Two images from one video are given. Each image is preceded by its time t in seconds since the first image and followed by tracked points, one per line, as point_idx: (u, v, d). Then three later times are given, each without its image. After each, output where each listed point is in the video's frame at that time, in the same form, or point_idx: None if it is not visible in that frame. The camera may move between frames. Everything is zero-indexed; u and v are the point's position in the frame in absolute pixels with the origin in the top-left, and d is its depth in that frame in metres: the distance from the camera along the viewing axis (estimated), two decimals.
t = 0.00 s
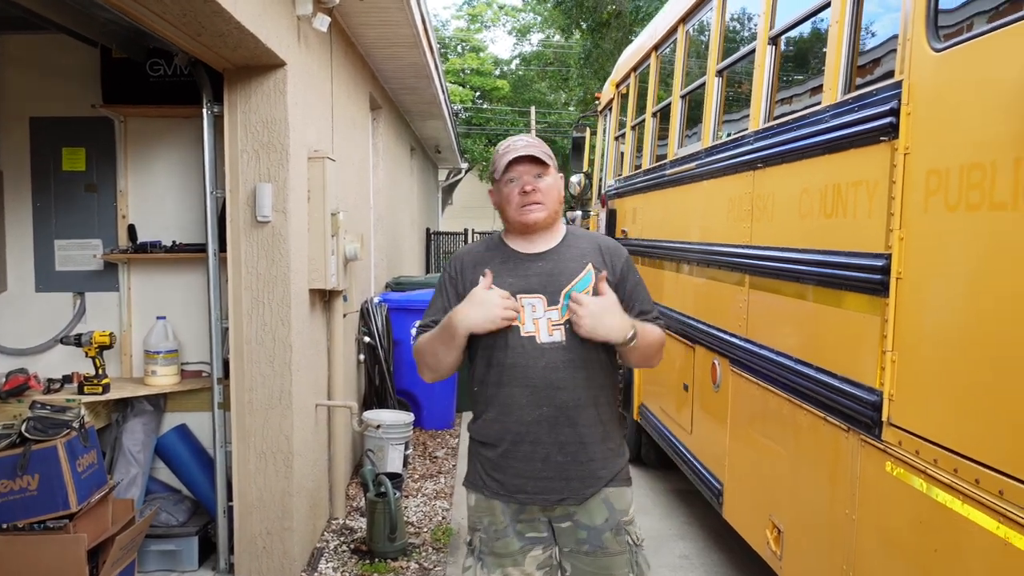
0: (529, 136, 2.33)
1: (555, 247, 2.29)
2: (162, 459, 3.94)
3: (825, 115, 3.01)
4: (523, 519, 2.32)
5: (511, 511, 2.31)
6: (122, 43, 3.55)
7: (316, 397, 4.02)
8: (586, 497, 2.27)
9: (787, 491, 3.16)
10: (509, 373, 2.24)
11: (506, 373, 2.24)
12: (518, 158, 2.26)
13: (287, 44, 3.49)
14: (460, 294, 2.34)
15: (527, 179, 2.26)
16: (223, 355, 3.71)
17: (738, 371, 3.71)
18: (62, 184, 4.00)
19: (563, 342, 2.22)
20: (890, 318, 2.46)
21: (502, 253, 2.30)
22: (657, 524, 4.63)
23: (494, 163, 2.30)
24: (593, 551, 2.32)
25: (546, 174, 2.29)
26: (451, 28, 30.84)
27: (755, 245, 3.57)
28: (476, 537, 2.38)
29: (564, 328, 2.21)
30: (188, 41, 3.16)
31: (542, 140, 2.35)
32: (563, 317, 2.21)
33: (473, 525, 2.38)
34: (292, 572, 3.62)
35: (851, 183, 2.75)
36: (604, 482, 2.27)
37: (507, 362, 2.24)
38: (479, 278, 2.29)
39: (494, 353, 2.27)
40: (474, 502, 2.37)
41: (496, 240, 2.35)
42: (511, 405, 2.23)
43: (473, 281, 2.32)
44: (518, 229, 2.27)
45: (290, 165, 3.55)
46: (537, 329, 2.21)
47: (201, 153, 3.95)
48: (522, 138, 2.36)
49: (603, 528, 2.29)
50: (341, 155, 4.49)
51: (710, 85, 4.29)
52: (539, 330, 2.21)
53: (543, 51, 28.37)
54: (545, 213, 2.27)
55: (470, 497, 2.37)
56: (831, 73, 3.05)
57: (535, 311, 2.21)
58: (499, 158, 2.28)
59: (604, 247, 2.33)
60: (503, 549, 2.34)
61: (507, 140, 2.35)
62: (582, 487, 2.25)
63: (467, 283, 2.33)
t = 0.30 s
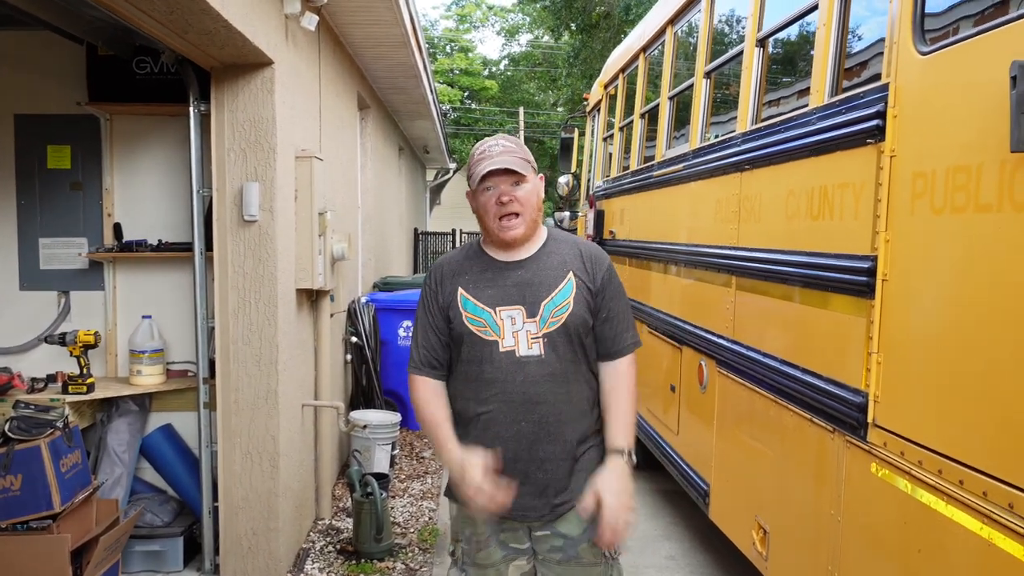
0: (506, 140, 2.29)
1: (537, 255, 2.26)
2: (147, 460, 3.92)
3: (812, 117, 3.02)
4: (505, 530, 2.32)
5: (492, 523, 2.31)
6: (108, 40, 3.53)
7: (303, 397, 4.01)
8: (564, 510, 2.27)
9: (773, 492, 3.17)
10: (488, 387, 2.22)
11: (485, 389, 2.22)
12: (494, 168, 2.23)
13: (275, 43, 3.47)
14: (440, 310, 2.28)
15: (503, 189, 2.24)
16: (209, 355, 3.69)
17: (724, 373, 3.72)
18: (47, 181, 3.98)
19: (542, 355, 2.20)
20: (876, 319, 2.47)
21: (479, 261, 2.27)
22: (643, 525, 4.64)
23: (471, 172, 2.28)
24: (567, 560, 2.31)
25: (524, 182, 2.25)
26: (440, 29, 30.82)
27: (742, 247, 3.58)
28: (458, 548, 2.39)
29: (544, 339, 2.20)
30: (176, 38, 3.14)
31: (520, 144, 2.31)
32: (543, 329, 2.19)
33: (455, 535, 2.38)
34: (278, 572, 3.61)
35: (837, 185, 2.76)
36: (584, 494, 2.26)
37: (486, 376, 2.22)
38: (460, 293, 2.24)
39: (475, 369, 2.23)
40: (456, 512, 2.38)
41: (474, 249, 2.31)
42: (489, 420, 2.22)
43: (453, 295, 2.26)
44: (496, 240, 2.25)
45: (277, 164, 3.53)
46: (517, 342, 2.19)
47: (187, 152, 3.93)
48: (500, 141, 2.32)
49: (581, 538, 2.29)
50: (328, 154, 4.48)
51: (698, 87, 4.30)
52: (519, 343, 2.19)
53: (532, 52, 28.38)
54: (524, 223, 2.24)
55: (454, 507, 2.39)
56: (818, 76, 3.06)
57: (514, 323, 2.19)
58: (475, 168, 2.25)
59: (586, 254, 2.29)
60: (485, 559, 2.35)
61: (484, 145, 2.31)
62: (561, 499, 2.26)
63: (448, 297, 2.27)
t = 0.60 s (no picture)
0: (522, 140, 2.11)
1: (546, 266, 2.09)
2: (134, 460, 3.90)
3: (801, 121, 3.02)
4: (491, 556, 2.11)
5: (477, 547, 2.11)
6: (97, 38, 3.51)
7: (290, 397, 3.99)
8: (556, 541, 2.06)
9: (761, 496, 3.17)
10: (477, 403, 2.04)
11: (477, 404, 2.04)
12: (506, 167, 2.06)
13: (265, 43, 3.47)
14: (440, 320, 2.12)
15: (515, 190, 2.06)
16: (197, 354, 3.68)
17: (713, 375, 3.73)
18: (35, 180, 3.96)
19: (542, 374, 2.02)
20: (864, 323, 2.47)
21: (486, 267, 2.11)
22: (633, 529, 4.63)
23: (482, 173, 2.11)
24: None
25: (538, 185, 2.07)
26: (431, 30, 30.88)
27: (730, 250, 3.58)
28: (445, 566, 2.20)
29: (546, 360, 2.02)
30: (166, 37, 3.13)
31: (537, 145, 2.13)
32: (546, 348, 2.02)
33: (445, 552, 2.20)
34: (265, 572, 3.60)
35: (827, 189, 2.76)
36: (578, 525, 2.06)
37: (480, 392, 2.04)
38: (463, 303, 2.08)
39: (466, 380, 2.07)
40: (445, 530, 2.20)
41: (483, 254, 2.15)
42: (476, 440, 2.05)
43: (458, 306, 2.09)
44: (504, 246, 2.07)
45: (267, 164, 3.52)
46: (516, 360, 2.02)
47: (176, 152, 3.92)
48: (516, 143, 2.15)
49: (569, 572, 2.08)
50: (318, 155, 4.47)
51: (688, 90, 4.30)
52: (518, 360, 2.02)
53: (524, 54, 28.46)
54: (535, 228, 2.06)
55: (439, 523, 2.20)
56: (808, 80, 3.06)
57: (516, 338, 2.02)
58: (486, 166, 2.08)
59: (598, 268, 2.12)
60: None
61: (497, 145, 2.14)
62: (554, 528, 2.05)
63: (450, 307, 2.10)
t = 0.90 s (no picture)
0: (561, 142, 2.06)
1: (572, 274, 2.05)
2: (128, 465, 3.89)
3: (792, 125, 3.04)
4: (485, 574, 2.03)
5: (474, 562, 2.03)
6: (89, 43, 3.50)
7: (284, 402, 3.99)
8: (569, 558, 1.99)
9: (754, 498, 3.18)
10: (495, 414, 1.99)
11: (495, 415, 1.99)
12: (543, 170, 2.00)
13: (257, 47, 3.47)
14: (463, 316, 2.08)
15: (549, 195, 2.01)
16: (190, 359, 3.67)
17: (705, 377, 3.76)
18: (26, 185, 3.96)
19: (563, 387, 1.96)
20: (855, 325, 2.49)
21: (512, 268, 2.08)
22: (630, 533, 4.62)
23: (517, 171, 2.05)
24: None
25: (574, 192, 2.03)
26: (422, 32, 30.88)
27: (723, 253, 3.59)
28: None
29: (568, 371, 1.96)
30: (159, 42, 3.12)
31: (575, 150, 2.07)
32: (569, 359, 1.96)
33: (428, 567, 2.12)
34: None
35: (817, 193, 2.78)
36: (593, 542, 1.99)
37: (501, 404, 1.98)
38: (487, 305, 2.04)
39: (487, 390, 2.02)
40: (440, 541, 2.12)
41: (509, 256, 2.11)
42: (493, 452, 1.99)
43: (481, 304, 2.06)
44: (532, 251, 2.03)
45: (259, 169, 3.52)
46: (537, 370, 1.97)
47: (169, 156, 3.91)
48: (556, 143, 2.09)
49: None
50: (311, 159, 4.47)
51: (680, 93, 4.32)
52: (539, 370, 1.97)
53: (515, 56, 28.50)
54: (564, 236, 2.02)
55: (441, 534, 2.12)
56: (798, 83, 3.08)
57: (538, 347, 1.97)
58: (523, 166, 2.03)
59: (626, 278, 2.06)
60: None
61: (534, 144, 2.08)
62: (570, 545, 1.99)
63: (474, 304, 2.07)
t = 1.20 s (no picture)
0: (568, 140, 2.05)
1: (580, 274, 2.01)
2: (124, 470, 3.89)
3: (786, 126, 3.05)
4: None
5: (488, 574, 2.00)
6: (84, 48, 3.50)
7: (281, 406, 3.99)
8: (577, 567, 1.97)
9: (751, 499, 3.18)
10: (510, 421, 1.95)
11: (508, 422, 1.95)
12: (553, 165, 1.99)
13: (251, 51, 3.47)
14: (468, 322, 2.03)
15: (558, 190, 1.99)
16: (186, 363, 3.67)
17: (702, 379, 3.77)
18: (20, 190, 3.95)
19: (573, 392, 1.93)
20: (851, 326, 2.49)
21: (518, 270, 2.03)
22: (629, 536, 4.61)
23: (524, 168, 2.04)
24: None
25: (582, 189, 2.01)
26: (417, 35, 30.93)
27: (718, 254, 3.60)
28: None
29: (578, 376, 1.93)
30: (153, 47, 3.13)
31: (582, 148, 2.07)
32: (579, 363, 1.93)
33: None
34: None
35: (812, 194, 2.78)
36: (603, 552, 1.97)
37: (511, 409, 1.94)
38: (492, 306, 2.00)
39: (497, 395, 1.97)
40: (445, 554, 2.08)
41: (513, 259, 2.07)
42: (503, 457, 1.95)
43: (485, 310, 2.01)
44: (540, 247, 1.99)
45: (255, 173, 3.52)
46: (548, 374, 1.93)
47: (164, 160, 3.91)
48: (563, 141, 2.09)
49: None
50: (306, 163, 4.47)
51: (675, 96, 4.33)
52: (549, 375, 1.93)
53: (510, 59, 28.55)
54: (573, 234, 1.99)
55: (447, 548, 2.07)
56: (792, 85, 3.08)
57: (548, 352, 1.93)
58: (531, 162, 2.01)
59: (636, 280, 2.04)
60: None
61: (541, 142, 2.07)
62: (580, 555, 1.96)
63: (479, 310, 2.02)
